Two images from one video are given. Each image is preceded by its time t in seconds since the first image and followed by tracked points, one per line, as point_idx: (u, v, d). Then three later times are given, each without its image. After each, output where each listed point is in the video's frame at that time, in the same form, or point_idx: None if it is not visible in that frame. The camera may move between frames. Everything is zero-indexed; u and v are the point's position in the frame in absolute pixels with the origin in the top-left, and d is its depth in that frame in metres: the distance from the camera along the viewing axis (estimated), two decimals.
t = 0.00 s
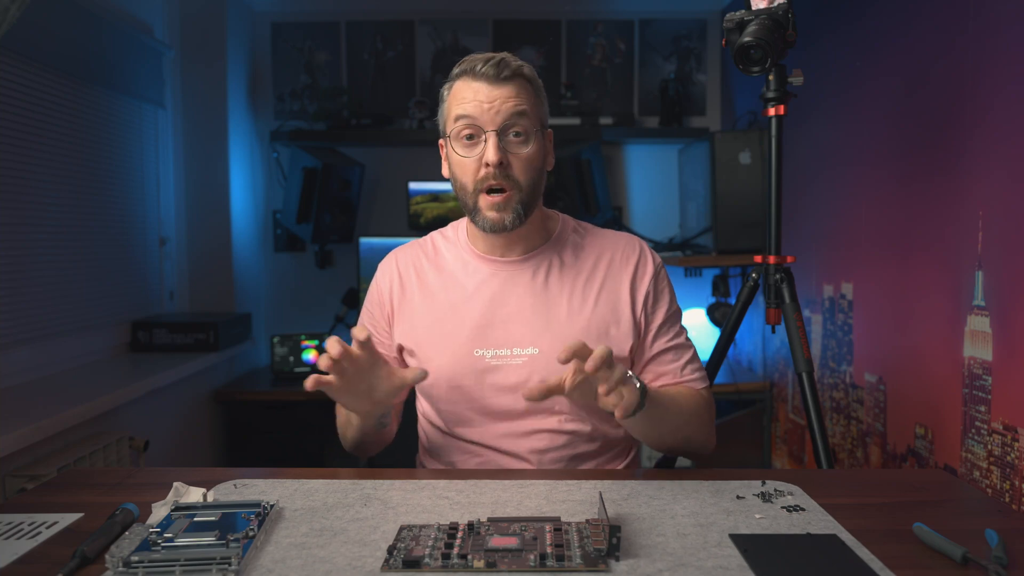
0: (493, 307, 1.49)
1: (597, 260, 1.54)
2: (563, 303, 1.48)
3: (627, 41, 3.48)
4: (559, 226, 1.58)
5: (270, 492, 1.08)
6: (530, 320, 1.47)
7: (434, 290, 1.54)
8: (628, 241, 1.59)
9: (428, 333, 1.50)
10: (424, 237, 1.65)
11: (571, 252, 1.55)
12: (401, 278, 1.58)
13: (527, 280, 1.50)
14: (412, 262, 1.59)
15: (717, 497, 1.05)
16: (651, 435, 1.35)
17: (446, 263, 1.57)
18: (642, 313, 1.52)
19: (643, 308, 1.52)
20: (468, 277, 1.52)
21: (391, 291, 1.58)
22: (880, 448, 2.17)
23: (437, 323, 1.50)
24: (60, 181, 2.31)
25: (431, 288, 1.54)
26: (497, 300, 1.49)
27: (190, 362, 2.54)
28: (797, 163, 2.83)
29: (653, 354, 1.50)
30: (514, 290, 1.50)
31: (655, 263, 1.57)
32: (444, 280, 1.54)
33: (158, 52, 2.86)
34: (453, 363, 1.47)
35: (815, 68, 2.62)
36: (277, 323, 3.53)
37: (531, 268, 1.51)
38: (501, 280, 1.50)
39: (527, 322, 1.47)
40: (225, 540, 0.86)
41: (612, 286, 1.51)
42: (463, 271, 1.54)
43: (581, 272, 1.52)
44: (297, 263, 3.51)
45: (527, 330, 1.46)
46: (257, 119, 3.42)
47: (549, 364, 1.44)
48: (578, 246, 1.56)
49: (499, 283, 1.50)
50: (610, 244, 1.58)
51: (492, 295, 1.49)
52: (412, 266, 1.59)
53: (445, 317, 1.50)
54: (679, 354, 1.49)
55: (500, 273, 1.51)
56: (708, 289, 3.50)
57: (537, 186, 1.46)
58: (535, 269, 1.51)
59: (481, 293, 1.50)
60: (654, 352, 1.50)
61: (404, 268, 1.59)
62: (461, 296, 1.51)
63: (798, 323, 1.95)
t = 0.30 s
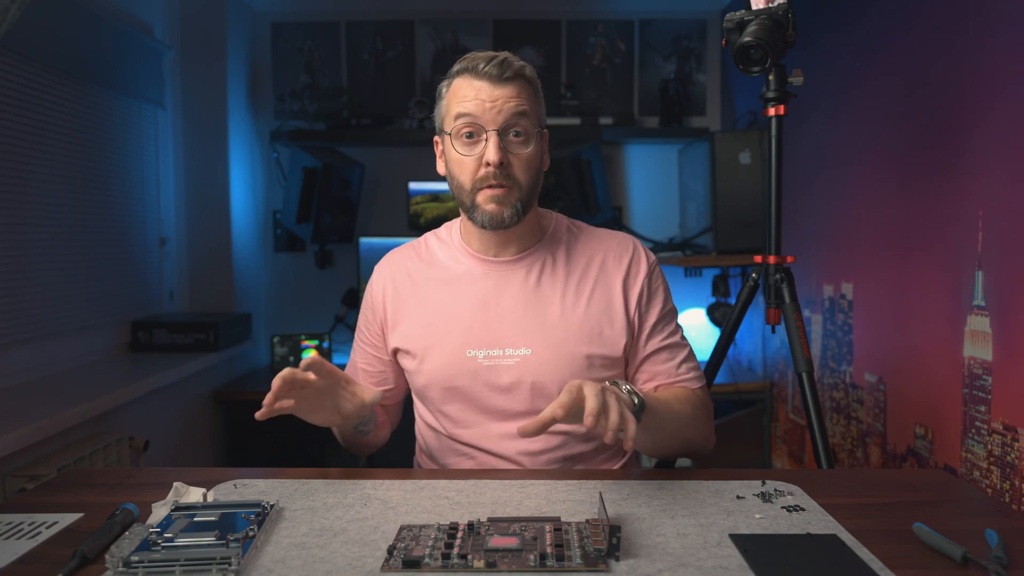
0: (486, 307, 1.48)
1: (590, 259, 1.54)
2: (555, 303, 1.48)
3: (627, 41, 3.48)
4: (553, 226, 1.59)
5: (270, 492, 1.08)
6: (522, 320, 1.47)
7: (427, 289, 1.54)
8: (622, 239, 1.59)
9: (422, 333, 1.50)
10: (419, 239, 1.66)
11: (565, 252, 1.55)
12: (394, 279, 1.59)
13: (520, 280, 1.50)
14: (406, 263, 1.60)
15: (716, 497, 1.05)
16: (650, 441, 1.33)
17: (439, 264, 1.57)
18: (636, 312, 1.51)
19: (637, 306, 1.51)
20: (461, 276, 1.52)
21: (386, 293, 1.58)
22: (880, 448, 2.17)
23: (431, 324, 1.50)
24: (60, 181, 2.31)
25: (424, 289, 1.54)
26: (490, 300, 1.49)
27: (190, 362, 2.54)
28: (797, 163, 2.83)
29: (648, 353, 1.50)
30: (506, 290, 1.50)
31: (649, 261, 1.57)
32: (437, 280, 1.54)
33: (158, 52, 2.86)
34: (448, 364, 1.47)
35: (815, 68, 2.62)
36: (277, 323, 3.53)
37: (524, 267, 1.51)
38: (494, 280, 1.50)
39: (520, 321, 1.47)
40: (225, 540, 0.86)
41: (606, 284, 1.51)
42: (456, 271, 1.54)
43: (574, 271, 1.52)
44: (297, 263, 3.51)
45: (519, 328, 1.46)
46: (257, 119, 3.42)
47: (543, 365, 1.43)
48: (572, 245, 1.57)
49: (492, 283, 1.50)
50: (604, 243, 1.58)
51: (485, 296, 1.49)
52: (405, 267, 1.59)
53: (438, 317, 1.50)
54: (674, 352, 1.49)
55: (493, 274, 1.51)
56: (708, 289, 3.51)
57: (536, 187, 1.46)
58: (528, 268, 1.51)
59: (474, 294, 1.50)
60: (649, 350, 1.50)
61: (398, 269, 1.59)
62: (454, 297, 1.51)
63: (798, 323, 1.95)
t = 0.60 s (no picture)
0: (480, 324, 1.48)
1: (583, 270, 1.53)
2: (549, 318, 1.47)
3: (627, 41, 3.48)
4: (545, 235, 1.57)
5: (270, 492, 1.08)
6: (516, 337, 1.46)
7: (422, 305, 1.54)
8: (618, 247, 1.58)
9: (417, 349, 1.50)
10: (411, 249, 1.65)
11: (559, 262, 1.54)
12: (386, 293, 1.59)
13: (513, 296, 1.49)
14: (398, 277, 1.59)
15: (717, 497, 1.05)
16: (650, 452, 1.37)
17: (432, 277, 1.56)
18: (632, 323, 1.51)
19: (633, 317, 1.50)
20: (454, 292, 1.51)
21: (380, 307, 1.58)
22: (880, 448, 2.17)
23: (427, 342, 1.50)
24: (60, 181, 2.31)
25: (418, 305, 1.54)
26: (483, 317, 1.48)
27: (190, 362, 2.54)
28: (797, 163, 2.83)
29: (650, 365, 1.51)
30: (500, 306, 1.49)
31: (645, 268, 1.55)
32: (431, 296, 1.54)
33: (158, 52, 2.86)
34: (445, 374, 1.47)
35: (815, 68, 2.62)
36: (277, 323, 3.53)
37: (517, 282, 1.50)
38: (488, 296, 1.50)
39: (514, 341, 1.46)
40: (225, 540, 0.86)
41: (600, 298, 1.50)
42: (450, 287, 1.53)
43: (567, 285, 1.51)
44: (297, 263, 3.51)
45: (513, 348, 1.45)
46: (257, 119, 3.42)
47: (538, 380, 1.43)
48: (565, 255, 1.55)
49: (486, 299, 1.50)
50: (599, 253, 1.56)
51: (479, 312, 1.49)
52: (398, 281, 1.58)
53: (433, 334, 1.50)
54: (675, 362, 1.51)
55: (486, 290, 1.50)
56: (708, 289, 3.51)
57: (525, 207, 1.46)
58: (521, 285, 1.50)
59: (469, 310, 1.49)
60: (652, 362, 1.51)
61: (391, 283, 1.59)
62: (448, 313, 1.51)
63: (798, 323, 1.95)
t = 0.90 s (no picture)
0: (478, 328, 1.48)
1: (582, 271, 1.53)
2: (547, 322, 1.47)
3: (627, 41, 3.48)
4: (543, 236, 1.57)
5: (270, 492, 1.08)
6: (513, 340, 1.46)
7: (420, 307, 1.54)
8: (617, 250, 1.57)
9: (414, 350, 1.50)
10: (411, 252, 1.65)
11: (557, 266, 1.54)
12: (385, 295, 1.59)
13: (511, 300, 1.49)
14: (397, 280, 1.59)
15: (716, 497, 1.05)
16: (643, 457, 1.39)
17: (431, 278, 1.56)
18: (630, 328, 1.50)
19: (632, 321, 1.50)
20: (453, 294, 1.51)
21: (380, 310, 1.59)
22: (880, 448, 2.17)
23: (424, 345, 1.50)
24: (60, 181, 2.31)
25: (418, 308, 1.55)
26: (481, 321, 1.48)
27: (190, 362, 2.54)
28: (797, 162, 2.83)
29: (650, 367, 1.51)
30: (498, 309, 1.49)
31: (644, 272, 1.55)
32: (429, 299, 1.54)
33: (158, 52, 2.86)
34: (447, 373, 1.47)
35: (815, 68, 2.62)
36: (277, 323, 3.53)
37: (515, 284, 1.50)
38: (485, 300, 1.50)
39: (511, 342, 1.46)
40: (225, 540, 0.86)
41: (599, 299, 1.50)
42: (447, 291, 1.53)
43: (566, 287, 1.51)
44: (296, 263, 3.51)
45: (510, 351, 1.45)
46: (257, 119, 3.42)
47: (536, 383, 1.43)
48: (564, 256, 1.55)
49: (484, 302, 1.49)
50: (598, 256, 1.56)
51: (476, 315, 1.49)
52: (398, 283, 1.59)
53: (432, 337, 1.51)
54: (675, 364, 1.52)
55: (484, 293, 1.50)
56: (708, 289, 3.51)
57: (523, 216, 1.45)
58: (519, 287, 1.50)
59: (466, 314, 1.49)
60: (652, 364, 1.51)
61: (391, 286, 1.59)
62: (446, 316, 1.51)
63: (798, 323, 1.95)
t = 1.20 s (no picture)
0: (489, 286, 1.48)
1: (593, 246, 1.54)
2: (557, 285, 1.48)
3: (627, 41, 3.48)
4: (556, 215, 1.57)
5: (270, 492, 1.08)
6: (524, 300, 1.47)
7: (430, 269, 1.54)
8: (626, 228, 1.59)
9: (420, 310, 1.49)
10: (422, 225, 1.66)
11: (567, 238, 1.55)
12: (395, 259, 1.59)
13: (522, 261, 1.50)
14: (407, 246, 1.60)
15: (717, 497, 1.05)
16: (647, 390, 1.26)
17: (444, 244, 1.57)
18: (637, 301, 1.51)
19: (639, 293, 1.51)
20: (465, 256, 1.52)
21: (387, 275, 1.58)
22: (880, 448, 2.17)
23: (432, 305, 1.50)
24: (60, 181, 2.31)
25: (427, 270, 1.55)
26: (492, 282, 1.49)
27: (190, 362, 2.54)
28: (797, 162, 2.83)
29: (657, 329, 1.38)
30: (509, 270, 1.50)
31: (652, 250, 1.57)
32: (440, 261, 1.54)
33: (158, 52, 2.86)
34: (449, 357, 1.46)
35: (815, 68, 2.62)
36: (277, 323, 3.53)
37: (527, 249, 1.51)
38: (497, 261, 1.50)
39: (520, 302, 1.47)
40: (225, 540, 0.86)
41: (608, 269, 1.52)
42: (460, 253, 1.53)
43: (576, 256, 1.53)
44: (297, 263, 3.51)
45: (519, 310, 1.46)
46: (257, 120, 3.42)
47: (542, 347, 1.43)
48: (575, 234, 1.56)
49: (495, 264, 1.50)
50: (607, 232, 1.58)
51: (487, 276, 1.49)
52: (409, 249, 1.59)
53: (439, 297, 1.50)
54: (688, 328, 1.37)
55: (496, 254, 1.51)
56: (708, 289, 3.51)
57: (541, 184, 1.46)
58: (530, 251, 1.51)
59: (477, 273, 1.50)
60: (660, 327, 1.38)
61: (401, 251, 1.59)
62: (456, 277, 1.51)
63: (798, 323, 1.95)
